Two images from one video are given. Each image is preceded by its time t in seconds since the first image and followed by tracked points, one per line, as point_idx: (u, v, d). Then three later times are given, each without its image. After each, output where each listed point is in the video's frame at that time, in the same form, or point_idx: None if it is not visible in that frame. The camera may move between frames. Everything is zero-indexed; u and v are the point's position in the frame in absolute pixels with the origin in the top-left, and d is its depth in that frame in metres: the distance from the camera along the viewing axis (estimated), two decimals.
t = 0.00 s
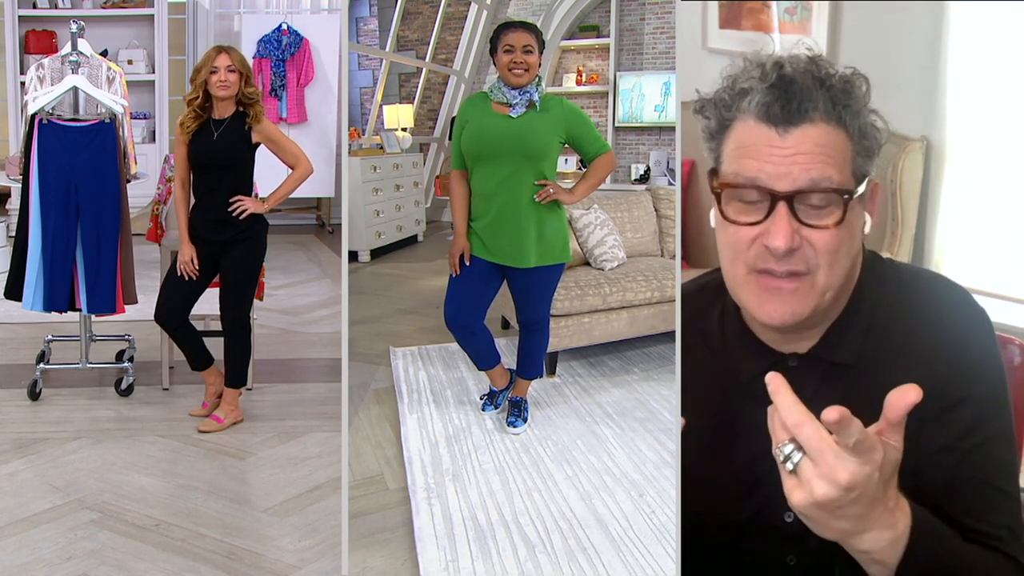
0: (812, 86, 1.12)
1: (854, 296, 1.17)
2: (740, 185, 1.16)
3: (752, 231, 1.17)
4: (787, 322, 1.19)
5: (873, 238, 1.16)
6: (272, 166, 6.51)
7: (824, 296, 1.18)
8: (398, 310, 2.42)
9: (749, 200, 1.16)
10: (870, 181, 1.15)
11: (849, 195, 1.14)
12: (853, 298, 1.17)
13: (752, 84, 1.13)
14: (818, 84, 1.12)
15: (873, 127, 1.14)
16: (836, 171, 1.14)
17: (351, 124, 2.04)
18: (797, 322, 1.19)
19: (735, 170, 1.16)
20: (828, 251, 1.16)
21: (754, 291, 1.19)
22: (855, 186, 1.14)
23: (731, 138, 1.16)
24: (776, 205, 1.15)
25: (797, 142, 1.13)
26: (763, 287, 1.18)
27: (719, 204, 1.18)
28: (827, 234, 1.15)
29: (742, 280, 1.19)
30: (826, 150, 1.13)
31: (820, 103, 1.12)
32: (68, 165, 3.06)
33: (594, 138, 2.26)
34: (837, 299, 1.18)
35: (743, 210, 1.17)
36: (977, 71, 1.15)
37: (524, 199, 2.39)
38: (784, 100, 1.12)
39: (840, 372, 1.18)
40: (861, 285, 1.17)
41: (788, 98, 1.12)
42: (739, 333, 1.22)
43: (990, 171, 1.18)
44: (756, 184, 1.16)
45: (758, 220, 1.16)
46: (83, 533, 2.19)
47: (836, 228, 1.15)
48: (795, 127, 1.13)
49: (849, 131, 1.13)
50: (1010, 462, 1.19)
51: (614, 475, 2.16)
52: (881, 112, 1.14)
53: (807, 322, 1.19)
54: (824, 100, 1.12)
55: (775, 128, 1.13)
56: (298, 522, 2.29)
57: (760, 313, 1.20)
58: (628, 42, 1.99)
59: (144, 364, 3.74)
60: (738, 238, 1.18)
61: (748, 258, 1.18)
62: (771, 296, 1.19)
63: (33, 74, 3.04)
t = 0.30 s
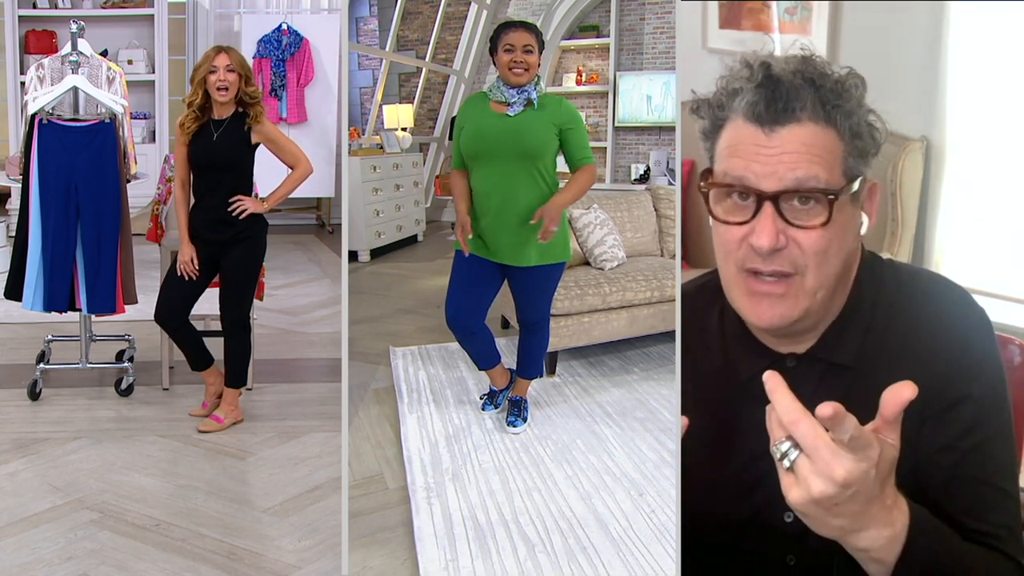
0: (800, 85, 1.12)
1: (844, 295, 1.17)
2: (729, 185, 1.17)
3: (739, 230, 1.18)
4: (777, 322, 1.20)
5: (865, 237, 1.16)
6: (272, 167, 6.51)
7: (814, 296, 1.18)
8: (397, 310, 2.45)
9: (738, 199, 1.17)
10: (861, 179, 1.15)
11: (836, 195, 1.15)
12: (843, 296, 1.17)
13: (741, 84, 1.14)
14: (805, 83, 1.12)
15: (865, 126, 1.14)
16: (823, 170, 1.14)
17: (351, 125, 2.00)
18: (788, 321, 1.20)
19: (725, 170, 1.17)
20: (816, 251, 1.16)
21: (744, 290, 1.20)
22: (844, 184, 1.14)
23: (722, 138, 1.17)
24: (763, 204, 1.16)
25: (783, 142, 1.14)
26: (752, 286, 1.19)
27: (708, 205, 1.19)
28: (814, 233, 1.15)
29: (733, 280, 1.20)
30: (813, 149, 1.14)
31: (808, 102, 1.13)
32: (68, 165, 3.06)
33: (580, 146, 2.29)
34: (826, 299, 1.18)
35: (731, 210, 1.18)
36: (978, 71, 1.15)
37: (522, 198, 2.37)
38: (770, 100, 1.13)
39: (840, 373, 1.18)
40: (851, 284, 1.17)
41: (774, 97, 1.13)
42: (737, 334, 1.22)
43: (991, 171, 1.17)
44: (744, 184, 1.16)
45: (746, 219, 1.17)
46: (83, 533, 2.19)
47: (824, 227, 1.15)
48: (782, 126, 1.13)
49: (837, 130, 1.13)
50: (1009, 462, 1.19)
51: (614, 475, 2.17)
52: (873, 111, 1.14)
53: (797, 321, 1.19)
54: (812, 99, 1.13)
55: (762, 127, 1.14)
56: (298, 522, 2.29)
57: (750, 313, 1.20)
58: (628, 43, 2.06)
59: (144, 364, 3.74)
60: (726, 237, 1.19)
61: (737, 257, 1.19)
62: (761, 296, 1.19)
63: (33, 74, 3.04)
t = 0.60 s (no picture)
0: (798, 84, 1.13)
1: (843, 293, 1.18)
2: (728, 184, 1.17)
3: (738, 229, 1.18)
4: (776, 320, 1.20)
5: (865, 236, 1.16)
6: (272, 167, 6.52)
7: (813, 294, 1.18)
8: (398, 310, 2.45)
9: (737, 198, 1.17)
10: (861, 178, 1.15)
11: (835, 193, 1.15)
12: (843, 294, 1.18)
13: (739, 84, 1.14)
14: (803, 82, 1.12)
15: (864, 125, 1.14)
16: (822, 168, 1.14)
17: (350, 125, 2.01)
18: (787, 320, 1.20)
19: (724, 169, 1.17)
20: (815, 248, 1.16)
21: (743, 289, 1.20)
22: (843, 182, 1.15)
23: (721, 138, 1.17)
24: (762, 203, 1.16)
25: (782, 140, 1.14)
26: (751, 285, 1.19)
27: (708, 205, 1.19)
28: (814, 231, 1.15)
29: (732, 279, 1.20)
30: (812, 147, 1.14)
31: (806, 101, 1.13)
32: (68, 165, 3.06)
33: (575, 149, 2.29)
34: (826, 297, 1.18)
35: (730, 208, 1.18)
36: (978, 71, 1.15)
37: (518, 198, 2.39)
38: (768, 99, 1.13)
39: (840, 372, 1.18)
40: (852, 283, 1.17)
41: (772, 96, 1.13)
42: (737, 334, 1.22)
43: (992, 170, 1.17)
44: (743, 183, 1.17)
45: (744, 217, 1.17)
46: (83, 533, 2.19)
47: (823, 226, 1.15)
48: (780, 125, 1.14)
49: (836, 129, 1.14)
50: (1009, 463, 1.19)
51: (614, 475, 2.18)
52: (872, 110, 1.14)
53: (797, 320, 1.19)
54: (810, 98, 1.13)
55: (760, 126, 1.14)
56: (298, 522, 2.29)
57: (750, 312, 1.21)
58: (628, 42, 2.01)
59: (144, 364, 3.74)
60: (726, 236, 1.19)
61: (736, 256, 1.19)
62: (760, 295, 1.19)
63: (33, 74, 3.04)
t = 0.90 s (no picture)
0: (799, 86, 1.13)
1: (844, 296, 1.17)
2: (729, 185, 1.17)
3: (739, 231, 1.18)
4: (777, 323, 1.20)
5: (866, 238, 1.16)
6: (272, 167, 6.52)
7: (814, 296, 1.18)
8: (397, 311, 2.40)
9: (738, 200, 1.17)
10: (862, 180, 1.15)
11: (835, 194, 1.15)
12: (844, 296, 1.18)
13: (740, 85, 1.14)
14: (804, 83, 1.13)
15: (865, 127, 1.14)
16: (823, 170, 1.14)
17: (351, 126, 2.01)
18: (789, 322, 1.20)
19: (725, 170, 1.17)
20: (816, 251, 1.16)
21: (745, 291, 1.20)
22: (843, 184, 1.14)
23: (722, 140, 1.17)
24: (762, 204, 1.16)
25: (783, 142, 1.14)
26: (753, 287, 1.19)
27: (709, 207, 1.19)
28: (814, 233, 1.15)
29: (733, 280, 1.20)
30: (813, 149, 1.14)
31: (807, 102, 1.13)
32: (68, 165, 3.06)
33: (578, 150, 2.29)
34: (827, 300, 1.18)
35: (731, 211, 1.18)
36: (977, 71, 1.15)
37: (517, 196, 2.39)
38: (769, 100, 1.13)
39: (840, 372, 1.18)
40: (853, 285, 1.17)
41: (773, 97, 1.13)
42: (737, 334, 1.22)
43: (992, 170, 1.17)
44: (743, 185, 1.16)
45: (745, 219, 1.17)
46: (83, 533, 2.19)
47: (823, 228, 1.15)
48: (781, 126, 1.14)
49: (836, 131, 1.14)
50: (1009, 463, 1.19)
51: (614, 476, 2.18)
52: (873, 111, 1.14)
53: (799, 322, 1.19)
54: (811, 99, 1.13)
55: (761, 127, 1.14)
56: (298, 522, 2.29)
57: (751, 314, 1.21)
58: (628, 43, 2.00)
59: (144, 364, 3.74)
60: (727, 238, 1.19)
61: (737, 258, 1.19)
62: (761, 297, 1.19)
63: (33, 74, 3.04)
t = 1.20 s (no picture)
0: (797, 80, 1.12)
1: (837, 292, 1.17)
2: (724, 179, 1.16)
3: (733, 225, 1.17)
4: (772, 318, 1.19)
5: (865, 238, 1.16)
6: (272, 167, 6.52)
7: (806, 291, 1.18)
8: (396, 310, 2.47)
9: (732, 194, 1.16)
10: (860, 177, 1.15)
11: (828, 189, 1.15)
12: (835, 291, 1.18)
13: (739, 80, 1.13)
14: (803, 79, 1.12)
15: (863, 125, 1.14)
16: (817, 165, 1.14)
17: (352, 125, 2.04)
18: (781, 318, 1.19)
19: (721, 164, 1.16)
20: (809, 245, 1.16)
21: (736, 284, 1.20)
22: (837, 178, 1.15)
23: (721, 134, 1.16)
24: (756, 197, 1.16)
25: (778, 135, 1.14)
26: (745, 281, 1.19)
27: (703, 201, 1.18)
28: (807, 228, 1.16)
29: (725, 274, 1.20)
30: (807, 143, 1.14)
31: (803, 96, 1.13)
32: (68, 165, 3.06)
33: (577, 152, 2.28)
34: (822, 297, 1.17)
35: (725, 204, 1.17)
36: (977, 71, 1.15)
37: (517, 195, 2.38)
38: (766, 93, 1.13)
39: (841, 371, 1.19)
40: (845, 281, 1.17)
41: (769, 91, 1.13)
42: (738, 334, 1.21)
43: (994, 171, 1.18)
44: (737, 178, 1.16)
45: (738, 213, 1.17)
46: (83, 533, 2.19)
47: (816, 222, 1.15)
48: (776, 120, 1.13)
49: (833, 128, 1.14)
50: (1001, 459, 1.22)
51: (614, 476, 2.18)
52: (875, 112, 1.14)
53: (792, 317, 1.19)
54: (807, 94, 1.13)
55: (756, 120, 1.14)
56: (298, 522, 2.29)
57: (742, 307, 1.20)
58: (628, 43, 2.00)
59: (144, 364, 3.74)
60: (720, 232, 1.18)
61: (731, 252, 1.18)
62: (753, 291, 1.19)
63: (33, 74, 3.04)
